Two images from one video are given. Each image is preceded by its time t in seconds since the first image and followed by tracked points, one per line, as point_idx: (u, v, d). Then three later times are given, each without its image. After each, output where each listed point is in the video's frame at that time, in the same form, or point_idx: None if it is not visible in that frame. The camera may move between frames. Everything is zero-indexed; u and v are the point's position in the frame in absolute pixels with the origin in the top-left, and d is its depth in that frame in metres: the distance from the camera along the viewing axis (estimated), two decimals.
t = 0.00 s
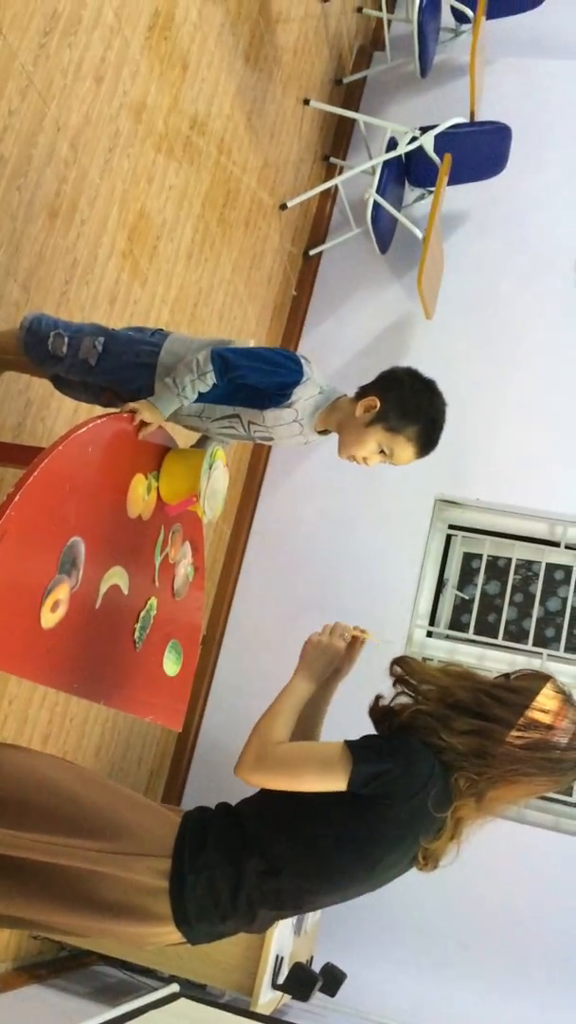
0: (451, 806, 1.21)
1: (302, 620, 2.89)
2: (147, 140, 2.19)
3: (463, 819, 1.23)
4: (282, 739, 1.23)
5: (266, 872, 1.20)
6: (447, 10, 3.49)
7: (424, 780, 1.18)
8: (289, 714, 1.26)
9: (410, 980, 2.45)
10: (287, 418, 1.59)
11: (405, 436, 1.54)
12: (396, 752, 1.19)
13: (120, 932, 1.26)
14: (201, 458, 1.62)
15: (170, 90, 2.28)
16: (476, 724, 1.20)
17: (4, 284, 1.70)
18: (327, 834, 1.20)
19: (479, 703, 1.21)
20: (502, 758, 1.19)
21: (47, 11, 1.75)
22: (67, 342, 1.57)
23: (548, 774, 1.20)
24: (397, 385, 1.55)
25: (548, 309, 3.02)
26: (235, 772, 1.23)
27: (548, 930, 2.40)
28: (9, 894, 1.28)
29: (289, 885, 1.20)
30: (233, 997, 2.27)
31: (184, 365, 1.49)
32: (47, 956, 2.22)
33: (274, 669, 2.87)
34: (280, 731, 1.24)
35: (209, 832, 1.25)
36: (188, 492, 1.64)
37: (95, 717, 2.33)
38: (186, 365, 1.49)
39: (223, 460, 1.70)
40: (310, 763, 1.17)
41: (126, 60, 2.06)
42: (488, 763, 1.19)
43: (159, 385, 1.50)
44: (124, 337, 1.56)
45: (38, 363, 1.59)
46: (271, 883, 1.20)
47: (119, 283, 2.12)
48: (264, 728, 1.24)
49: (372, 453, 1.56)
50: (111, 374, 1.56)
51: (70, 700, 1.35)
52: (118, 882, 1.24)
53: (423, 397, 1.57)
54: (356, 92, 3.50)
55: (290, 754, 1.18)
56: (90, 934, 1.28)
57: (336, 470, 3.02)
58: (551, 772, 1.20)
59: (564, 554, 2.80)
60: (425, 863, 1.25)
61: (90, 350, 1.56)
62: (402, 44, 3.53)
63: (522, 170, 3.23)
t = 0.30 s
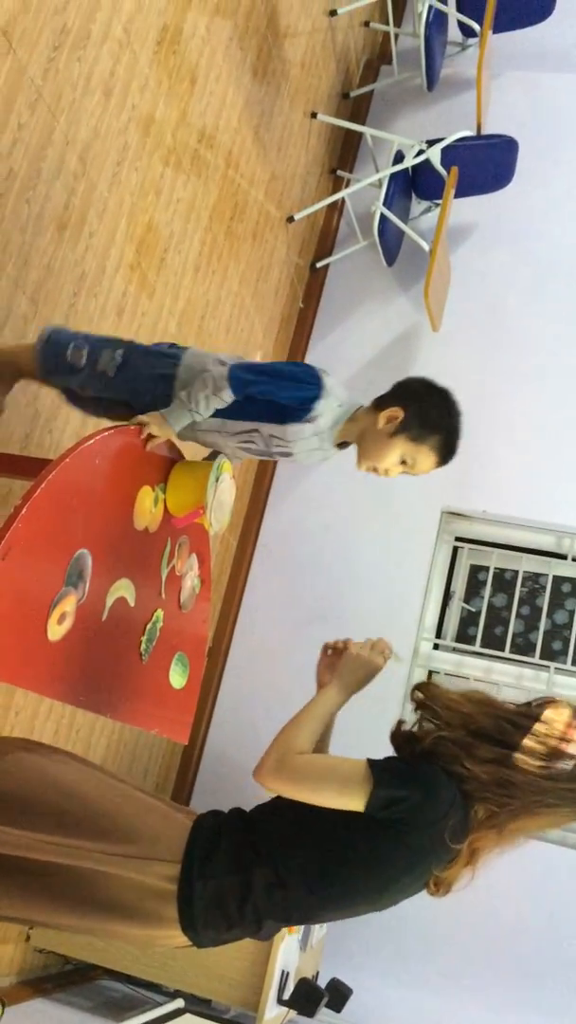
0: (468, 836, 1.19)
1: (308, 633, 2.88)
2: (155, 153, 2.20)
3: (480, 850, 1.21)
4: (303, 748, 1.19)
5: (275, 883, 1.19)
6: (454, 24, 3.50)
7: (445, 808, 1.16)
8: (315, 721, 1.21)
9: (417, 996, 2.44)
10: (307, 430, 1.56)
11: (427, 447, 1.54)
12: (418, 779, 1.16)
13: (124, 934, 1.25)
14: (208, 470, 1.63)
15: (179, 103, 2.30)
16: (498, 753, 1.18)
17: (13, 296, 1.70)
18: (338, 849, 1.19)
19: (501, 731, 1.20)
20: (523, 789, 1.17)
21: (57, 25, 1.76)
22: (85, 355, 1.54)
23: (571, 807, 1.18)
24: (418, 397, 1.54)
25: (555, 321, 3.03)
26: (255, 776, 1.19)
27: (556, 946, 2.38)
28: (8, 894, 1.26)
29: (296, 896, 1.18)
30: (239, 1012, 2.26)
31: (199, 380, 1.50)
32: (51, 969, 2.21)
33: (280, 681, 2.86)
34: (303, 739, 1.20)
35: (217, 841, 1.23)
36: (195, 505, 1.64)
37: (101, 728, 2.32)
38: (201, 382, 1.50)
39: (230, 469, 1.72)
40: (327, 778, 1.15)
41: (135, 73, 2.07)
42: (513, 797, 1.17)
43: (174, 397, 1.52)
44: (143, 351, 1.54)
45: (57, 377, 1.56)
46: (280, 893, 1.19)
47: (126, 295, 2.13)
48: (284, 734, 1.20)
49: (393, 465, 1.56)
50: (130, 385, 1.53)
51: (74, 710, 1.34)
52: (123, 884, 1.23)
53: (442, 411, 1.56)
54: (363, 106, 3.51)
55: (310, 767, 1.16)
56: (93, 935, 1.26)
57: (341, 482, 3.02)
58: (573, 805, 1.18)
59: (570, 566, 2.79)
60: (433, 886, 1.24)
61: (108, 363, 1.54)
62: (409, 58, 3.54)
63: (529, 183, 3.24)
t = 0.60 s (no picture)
0: (499, 876, 1.18)
1: (319, 637, 2.88)
2: (168, 159, 2.21)
3: (510, 889, 1.19)
4: (339, 764, 1.18)
5: (294, 874, 1.18)
6: (466, 30, 3.50)
7: (480, 843, 1.13)
8: (352, 738, 1.20)
9: (428, 1005, 2.42)
10: (322, 426, 1.58)
11: (440, 434, 1.57)
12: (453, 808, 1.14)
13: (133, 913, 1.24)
14: (221, 474, 1.65)
15: (191, 109, 2.30)
16: (545, 801, 1.16)
17: (26, 301, 1.71)
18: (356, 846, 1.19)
19: (546, 778, 1.18)
20: (567, 842, 1.15)
21: (70, 32, 1.77)
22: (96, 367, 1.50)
23: None
24: (432, 384, 1.56)
25: (567, 327, 3.02)
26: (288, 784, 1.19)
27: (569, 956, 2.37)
28: (18, 866, 1.24)
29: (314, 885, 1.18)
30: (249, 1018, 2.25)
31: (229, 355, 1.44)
32: (62, 974, 2.21)
33: (290, 686, 2.85)
34: (338, 755, 1.18)
35: (239, 825, 1.22)
36: (207, 510, 1.65)
37: (112, 733, 2.32)
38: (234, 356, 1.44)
39: (240, 476, 1.75)
40: (363, 801, 1.14)
41: (148, 80, 2.08)
42: (555, 847, 1.16)
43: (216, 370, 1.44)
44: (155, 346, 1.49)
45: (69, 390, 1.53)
46: (298, 883, 1.18)
47: (139, 300, 2.14)
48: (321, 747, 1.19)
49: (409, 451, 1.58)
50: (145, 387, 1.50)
51: (86, 716, 1.34)
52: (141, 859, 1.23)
53: (453, 398, 1.58)
54: (375, 112, 3.52)
55: (347, 786, 1.15)
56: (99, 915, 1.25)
57: (352, 487, 3.03)
58: None
59: None
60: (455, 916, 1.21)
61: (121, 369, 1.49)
62: (421, 64, 3.54)
63: (541, 188, 3.23)
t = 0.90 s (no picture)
0: (516, 906, 1.14)
1: (327, 634, 2.88)
2: (176, 155, 2.21)
3: (526, 918, 1.15)
4: (361, 771, 1.15)
5: (307, 860, 1.15)
6: (474, 25, 3.49)
7: (500, 866, 1.11)
8: (373, 747, 1.17)
9: (436, 1000, 2.42)
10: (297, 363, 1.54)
11: (405, 382, 1.53)
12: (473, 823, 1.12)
13: (138, 879, 1.20)
14: (228, 469, 1.64)
15: (199, 105, 2.30)
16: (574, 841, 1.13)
17: (33, 297, 1.71)
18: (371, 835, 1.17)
19: None
20: None
21: (77, 28, 1.77)
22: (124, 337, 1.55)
23: None
24: (400, 333, 1.53)
25: None
26: (309, 788, 1.16)
27: None
28: (23, 823, 1.18)
29: (325, 871, 1.15)
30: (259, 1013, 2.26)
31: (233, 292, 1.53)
32: (71, 968, 2.22)
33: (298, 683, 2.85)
34: (361, 762, 1.16)
35: (254, 800, 1.20)
36: (215, 506, 1.65)
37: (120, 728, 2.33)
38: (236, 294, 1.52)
39: (249, 474, 1.75)
40: (387, 814, 1.11)
41: (156, 76, 2.08)
42: None
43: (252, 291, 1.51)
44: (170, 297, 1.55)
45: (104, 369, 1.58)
46: (310, 873, 1.15)
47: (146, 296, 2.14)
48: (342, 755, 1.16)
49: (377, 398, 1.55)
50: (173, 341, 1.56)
51: (95, 711, 1.34)
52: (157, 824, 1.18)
53: (422, 345, 1.54)
54: (383, 107, 3.51)
55: (370, 794, 1.12)
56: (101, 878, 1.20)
57: (360, 486, 3.03)
58: None
59: None
60: (464, 935, 1.17)
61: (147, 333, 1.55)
62: (429, 59, 3.54)
63: (550, 184, 3.22)
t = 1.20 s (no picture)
0: (516, 920, 1.15)
1: (327, 630, 2.88)
2: (176, 151, 2.20)
3: (524, 929, 1.16)
4: (375, 768, 1.14)
5: (309, 855, 1.15)
6: (475, 20, 3.48)
7: (502, 880, 1.11)
8: (390, 743, 1.16)
9: (435, 997, 2.42)
10: (310, 350, 1.62)
11: (424, 358, 1.61)
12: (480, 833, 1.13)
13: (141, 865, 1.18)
14: (229, 466, 1.64)
15: (200, 101, 2.30)
16: None
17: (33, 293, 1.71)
18: (376, 833, 1.15)
19: None
20: None
21: (78, 24, 1.76)
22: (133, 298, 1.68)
23: None
24: (405, 317, 1.61)
25: None
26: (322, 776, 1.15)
27: None
28: (25, 813, 1.15)
29: (326, 865, 1.14)
30: (259, 1010, 2.26)
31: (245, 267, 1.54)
32: (72, 964, 2.22)
33: (299, 679, 2.85)
34: (375, 757, 1.15)
35: (259, 793, 1.18)
36: (216, 503, 1.65)
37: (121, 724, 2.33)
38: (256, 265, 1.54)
39: (250, 471, 1.76)
40: (395, 813, 1.10)
41: (156, 72, 2.08)
42: None
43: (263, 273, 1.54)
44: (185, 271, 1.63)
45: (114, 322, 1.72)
46: (311, 867, 1.15)
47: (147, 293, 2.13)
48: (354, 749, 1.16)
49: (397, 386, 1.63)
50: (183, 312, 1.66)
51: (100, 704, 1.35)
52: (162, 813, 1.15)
53: (428, 329, 1.63)
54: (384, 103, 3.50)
55: (382, 793, 1.11)
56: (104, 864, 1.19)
57: (361, 483, 3.03)
58: None
59: None
60: (461, 944, 1.17)
61: (155, 297, 1.65)
62: (430, 55, 3.53)
63: (552, 180, 3.22)
